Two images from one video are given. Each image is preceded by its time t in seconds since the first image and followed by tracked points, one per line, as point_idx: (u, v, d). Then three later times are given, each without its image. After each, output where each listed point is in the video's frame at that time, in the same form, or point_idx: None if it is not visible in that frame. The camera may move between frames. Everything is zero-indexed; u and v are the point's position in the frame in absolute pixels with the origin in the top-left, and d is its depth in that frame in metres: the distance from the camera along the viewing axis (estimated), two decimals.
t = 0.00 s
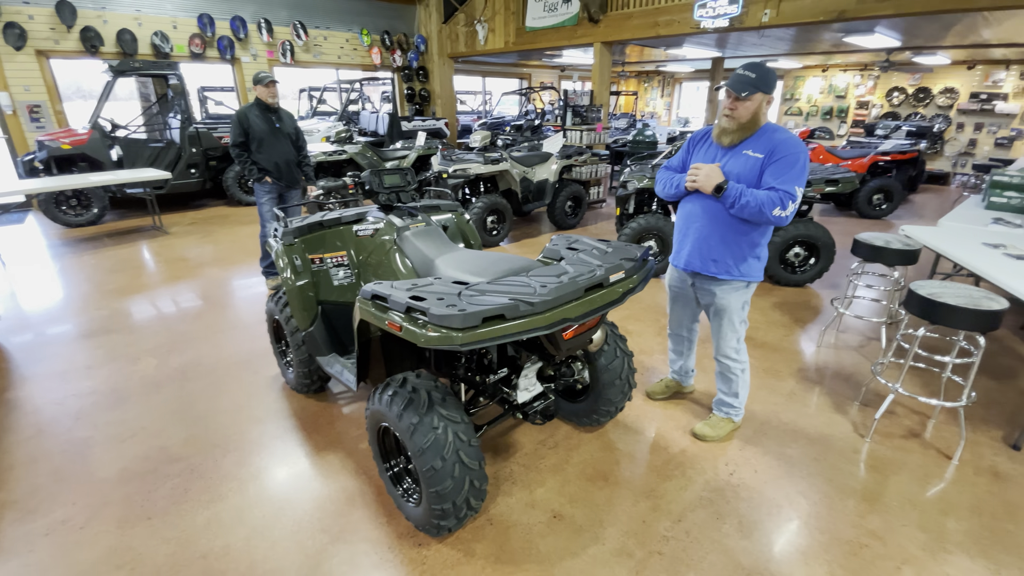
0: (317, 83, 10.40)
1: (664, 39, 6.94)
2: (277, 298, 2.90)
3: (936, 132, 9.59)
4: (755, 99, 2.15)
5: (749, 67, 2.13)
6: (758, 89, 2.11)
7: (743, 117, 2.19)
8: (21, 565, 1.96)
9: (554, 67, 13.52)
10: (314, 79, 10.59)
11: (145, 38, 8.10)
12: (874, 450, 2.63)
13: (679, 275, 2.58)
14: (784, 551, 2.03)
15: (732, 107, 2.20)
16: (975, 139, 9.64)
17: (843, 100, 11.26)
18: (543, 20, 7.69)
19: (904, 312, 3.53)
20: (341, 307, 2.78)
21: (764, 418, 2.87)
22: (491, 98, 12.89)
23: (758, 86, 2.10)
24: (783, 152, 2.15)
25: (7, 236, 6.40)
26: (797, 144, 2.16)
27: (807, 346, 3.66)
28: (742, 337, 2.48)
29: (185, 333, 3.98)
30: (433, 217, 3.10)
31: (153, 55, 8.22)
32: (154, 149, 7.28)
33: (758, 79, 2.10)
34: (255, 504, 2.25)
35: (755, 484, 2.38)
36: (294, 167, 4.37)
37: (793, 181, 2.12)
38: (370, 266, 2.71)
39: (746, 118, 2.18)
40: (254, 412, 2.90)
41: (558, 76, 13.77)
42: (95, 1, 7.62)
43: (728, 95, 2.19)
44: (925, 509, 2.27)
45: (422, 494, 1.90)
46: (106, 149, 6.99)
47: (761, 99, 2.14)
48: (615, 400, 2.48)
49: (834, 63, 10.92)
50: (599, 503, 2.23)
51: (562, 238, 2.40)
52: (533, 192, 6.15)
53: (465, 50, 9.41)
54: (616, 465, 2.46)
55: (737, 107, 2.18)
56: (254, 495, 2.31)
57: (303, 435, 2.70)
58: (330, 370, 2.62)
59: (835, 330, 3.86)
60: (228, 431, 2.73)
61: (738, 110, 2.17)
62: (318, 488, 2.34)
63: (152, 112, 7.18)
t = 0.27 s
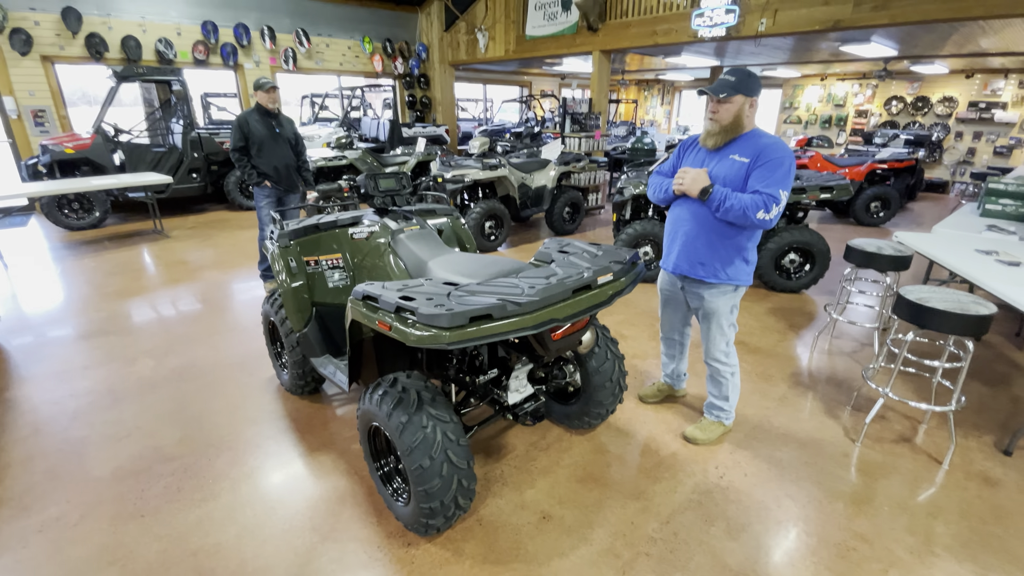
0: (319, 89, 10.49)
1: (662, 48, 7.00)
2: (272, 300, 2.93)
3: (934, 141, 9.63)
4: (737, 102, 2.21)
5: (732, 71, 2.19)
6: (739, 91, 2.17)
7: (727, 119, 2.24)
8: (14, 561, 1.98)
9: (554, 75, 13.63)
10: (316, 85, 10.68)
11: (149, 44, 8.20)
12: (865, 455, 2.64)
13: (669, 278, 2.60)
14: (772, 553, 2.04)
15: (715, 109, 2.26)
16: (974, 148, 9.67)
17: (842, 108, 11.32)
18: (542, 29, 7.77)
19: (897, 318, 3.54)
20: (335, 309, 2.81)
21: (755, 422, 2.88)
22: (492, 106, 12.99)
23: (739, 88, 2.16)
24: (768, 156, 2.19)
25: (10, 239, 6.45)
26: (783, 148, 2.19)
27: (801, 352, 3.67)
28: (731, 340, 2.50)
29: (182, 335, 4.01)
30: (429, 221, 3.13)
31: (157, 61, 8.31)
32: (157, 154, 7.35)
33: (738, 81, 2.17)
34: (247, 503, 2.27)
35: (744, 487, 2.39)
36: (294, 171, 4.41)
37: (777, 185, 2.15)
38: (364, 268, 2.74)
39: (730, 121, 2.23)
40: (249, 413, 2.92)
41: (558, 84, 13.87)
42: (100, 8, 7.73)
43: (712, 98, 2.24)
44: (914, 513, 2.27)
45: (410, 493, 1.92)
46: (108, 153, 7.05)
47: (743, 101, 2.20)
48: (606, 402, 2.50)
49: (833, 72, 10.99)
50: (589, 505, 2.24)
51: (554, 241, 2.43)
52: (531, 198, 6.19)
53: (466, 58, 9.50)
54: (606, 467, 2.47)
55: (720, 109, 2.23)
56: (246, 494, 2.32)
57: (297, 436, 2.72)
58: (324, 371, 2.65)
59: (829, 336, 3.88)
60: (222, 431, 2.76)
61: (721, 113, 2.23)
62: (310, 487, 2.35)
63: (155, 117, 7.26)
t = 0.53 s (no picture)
0: (322, 95, 10.58)
1: (662, 56, 7.05)
2: (268, 301, 2.95)
3: (934, 151, 9.65)
4: (728, 108, 2.23)
5: (722, 77, 2.22)
6: (730, 96, 2.20)
7: (718, 125, 2.27)
8: (4, 556, 1.99)
9: (555, 83, 13.72)
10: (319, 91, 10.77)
11: (154, 49, 8.29)
12: (856, 461, 2.64)
13: (661, 284, 2.62)
14: (759, 559, 2.04)
15: (708, 115, 2.28)
16: (973, 158, 9.69)
17: (842, 118, 11.37)
18: (543, 37, 7.84)
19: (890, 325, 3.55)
20: (329, 311, 2.83)
21: (747, 427, 2.88)
22: (493, 113, 13.08)
23: (728, 94, 2.20)
24: (758, 162, 2.21)
25: (12, 240, 6.50)
26: (772, 154, 2.22)
27: (795, 359, 3.68)
28: (722, 345, 2.52)
29: (180, 336, 4.04)
30: (425, 225, 3.15)
31: (162, 65, 8.40)
32: (159, 157, 7.41)
33: (729, 88, 2.20)
34: (239, 502, 2.28)
35: (734, 493, 2.39)
36: (293, 175, 4.45)
37: (768, 190, 2.18)
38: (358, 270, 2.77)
39: (720, 127, 2.25)
40: (244, 413, 2.94)
41: (560, 92, 13.97)
42: (106, 13, 7.82)
43: (704, 105, 2.27)
44: (904, 519, 2.27)
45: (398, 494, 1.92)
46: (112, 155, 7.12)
47: (734, 107, 2.23)
48: (598, 406, 2.51)
49: (833, 82, 11.04)
50: (578, 507, 2.25)
51: (547, 245, 2.44)
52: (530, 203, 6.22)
53: (468, 65, 9.58)
54: (597, 471, 2.48)
55: (711, 115, 2.26)
56: (240, 492, 2.34)
57: (291, 435, 2.74)
58: (318, 372, 2.67)
59: (823, 343, 3.88)
60: (217, 430, 2.77)
61: (712, 119, 2.25)
62: (301, 487, 2.36)
63: (158, 121, 7.32)
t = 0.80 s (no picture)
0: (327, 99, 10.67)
1: (664, 62, 7.08)
2: (268, 302, 2.97)
3: (939, 157, 9.62)
4: (726, 110, 2.24)
5: (719, 80, 2.22)
6: (728, 98, 2.20)
7: (716, 127, 2.27)
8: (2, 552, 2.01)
9: (559, 88, 13.79)
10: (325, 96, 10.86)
11: (162, 54, 8.39)
12: (854, 465, 2.63)
13: (659, 287, 2.62)
14: (755, 562, 2.03)
15: (707, 117, 2.27)
16: (979, 164, 9.65)
17: (846, 123, 11.35)
18: (546, 42, 7.89)
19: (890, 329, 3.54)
20: (328, 312, 2.84)
21: (745, 431, 2.87)
22: (498, 118, 13.14)
23: (727, 96, 2.20)
24: (756, 163, 2.22)
25: (20, 241, 6.57)
26: (770, 155, 2.23)
27: (795, 362, 3.67)
28: (720, 346, 2.51)
29: (182, 336, 4.07)
30: (424, 227, 3.16)
31: (170, 70, 8.50)
32: (166, 160, 7.48)
33: (727, 90, 2.21)
34: (236, 500, 2.29)
35: (730, 495, 2.38)
36: (296, 177, 4.49)
37: (767, 191, 2.19)
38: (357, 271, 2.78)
39: (718, 128, 2.26)
40: (243, 413, 2.95)
41: (564, 97, 14.02)
42: (116, 19, 7.93)
43: (702, 107, 2.27)
44: (902, 524, 2.25)
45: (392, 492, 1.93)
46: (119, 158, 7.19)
47: (732, 109, 2.23)
48: (595, 407, 2.51)
49: (837, 87, 11.04)
50: (573, 509, 2.25)
51: (544, 246, 2.45)
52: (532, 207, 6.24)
53: (472, 70, 9.65)
54: (593, 472, 2.48)
55: (710, 117, 2.26)
56: (237, 491, 2.35)
57: (289, 435, 2.75)
58: (316, 371, 2.68)
59: (823, 347, 3.87)
60: (216, 430, 2.79)
61: (711, 120, 2.26)
62: (298, 486, 2.37)
63: (165, 125, 7.40)
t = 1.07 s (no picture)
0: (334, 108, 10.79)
1: (668, 66, 7.10)
2: (275, 307, 3.01)
3: (946, 158, 9.56)
4: (729, 113, 2.25)
5: (721, 83, 2.24)
6: (732, 101, 2.22)
7: (718, 130, 2.28)
8: (15, 554, 2.05)
9: (564, 94, 13.85)
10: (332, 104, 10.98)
11: (173, 65, 8.54)
12: (861, 467, 2.61)
13: (664, 290, 2.62)
14: (760, 564, 2.02)
15: (709, 120, 2.28)
16: (987, 164, 9.57)
17: (853, 126, 11.31)
18: (550, 49, 7.94)
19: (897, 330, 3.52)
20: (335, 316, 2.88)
21: (751, 434, 2.86)
22: (503, 124, 13.21)
23: (730, 100, 2.21)
24: (759, 164, 2.23)
25: (33, 250, 6.69)
26: (771, 157, 2.24)
27: (801, 365, 3.66)
28: (725, 348, 2.51)
29: (192, 343, 4.12)
30: (429, 232, 3.19)
31: (180, 81, 8.64)
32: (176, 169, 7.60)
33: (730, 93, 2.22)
34: (244, 503, 2.32)
35: (735, 498, 2.37)
36: (304, 185, 4.55)
37: (771, 192, 2.20)
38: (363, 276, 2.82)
39: (720, 131, 2.27)
40: (251, 417, 2.99)
41: (569, 103, 14.09)
42: (128, 32, 8.09)
43: (704, 110, 2.28)
44: (909, 526, 2.24)
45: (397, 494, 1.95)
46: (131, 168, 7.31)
47: (734, 112, 2.25)
48: (599, 410, 2.52)
49: (843, 89, 11.01)
50: (577, 512, 2.25)
51: (546, 250, 2.46)
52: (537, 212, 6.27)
53: (477, 77, 9.73)
54: (597, 475, 2.48)
55: (712, 120, 2.27)
56: (245, 494, 2.38)
57: (296, 439, 2.78)
58: (322, 376, 2.71)
59: (830, 349, 3.85)
60: (225, 434, 2.82)
61: (713, 123, 2.27)
62: (305, 490, 2.39)
63: (176, 135, 7.52)
